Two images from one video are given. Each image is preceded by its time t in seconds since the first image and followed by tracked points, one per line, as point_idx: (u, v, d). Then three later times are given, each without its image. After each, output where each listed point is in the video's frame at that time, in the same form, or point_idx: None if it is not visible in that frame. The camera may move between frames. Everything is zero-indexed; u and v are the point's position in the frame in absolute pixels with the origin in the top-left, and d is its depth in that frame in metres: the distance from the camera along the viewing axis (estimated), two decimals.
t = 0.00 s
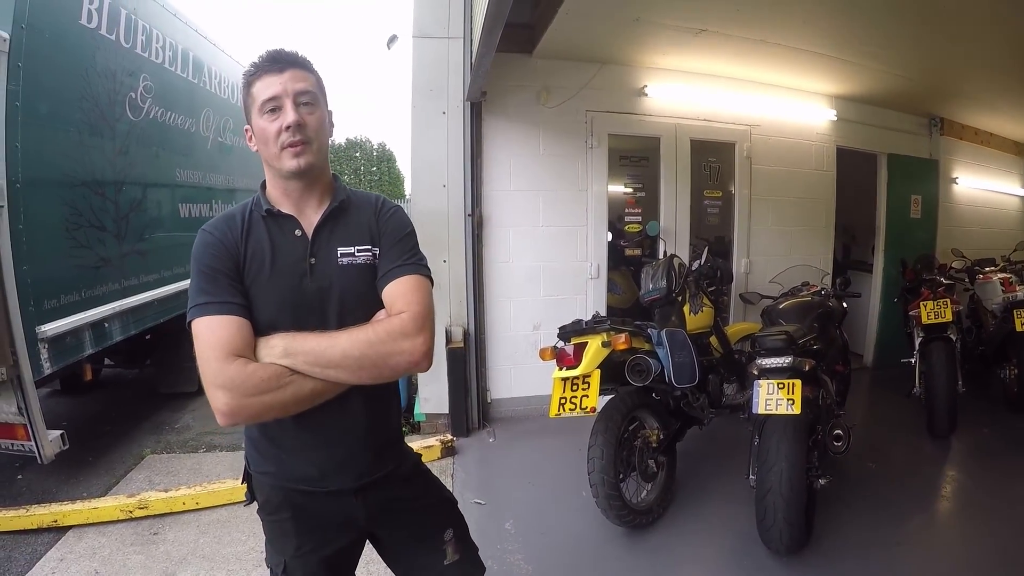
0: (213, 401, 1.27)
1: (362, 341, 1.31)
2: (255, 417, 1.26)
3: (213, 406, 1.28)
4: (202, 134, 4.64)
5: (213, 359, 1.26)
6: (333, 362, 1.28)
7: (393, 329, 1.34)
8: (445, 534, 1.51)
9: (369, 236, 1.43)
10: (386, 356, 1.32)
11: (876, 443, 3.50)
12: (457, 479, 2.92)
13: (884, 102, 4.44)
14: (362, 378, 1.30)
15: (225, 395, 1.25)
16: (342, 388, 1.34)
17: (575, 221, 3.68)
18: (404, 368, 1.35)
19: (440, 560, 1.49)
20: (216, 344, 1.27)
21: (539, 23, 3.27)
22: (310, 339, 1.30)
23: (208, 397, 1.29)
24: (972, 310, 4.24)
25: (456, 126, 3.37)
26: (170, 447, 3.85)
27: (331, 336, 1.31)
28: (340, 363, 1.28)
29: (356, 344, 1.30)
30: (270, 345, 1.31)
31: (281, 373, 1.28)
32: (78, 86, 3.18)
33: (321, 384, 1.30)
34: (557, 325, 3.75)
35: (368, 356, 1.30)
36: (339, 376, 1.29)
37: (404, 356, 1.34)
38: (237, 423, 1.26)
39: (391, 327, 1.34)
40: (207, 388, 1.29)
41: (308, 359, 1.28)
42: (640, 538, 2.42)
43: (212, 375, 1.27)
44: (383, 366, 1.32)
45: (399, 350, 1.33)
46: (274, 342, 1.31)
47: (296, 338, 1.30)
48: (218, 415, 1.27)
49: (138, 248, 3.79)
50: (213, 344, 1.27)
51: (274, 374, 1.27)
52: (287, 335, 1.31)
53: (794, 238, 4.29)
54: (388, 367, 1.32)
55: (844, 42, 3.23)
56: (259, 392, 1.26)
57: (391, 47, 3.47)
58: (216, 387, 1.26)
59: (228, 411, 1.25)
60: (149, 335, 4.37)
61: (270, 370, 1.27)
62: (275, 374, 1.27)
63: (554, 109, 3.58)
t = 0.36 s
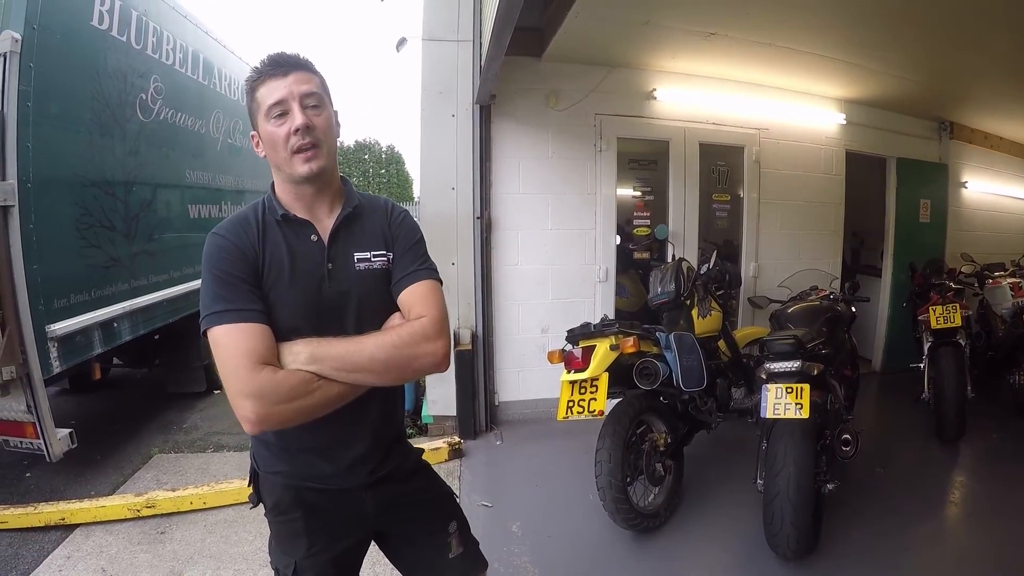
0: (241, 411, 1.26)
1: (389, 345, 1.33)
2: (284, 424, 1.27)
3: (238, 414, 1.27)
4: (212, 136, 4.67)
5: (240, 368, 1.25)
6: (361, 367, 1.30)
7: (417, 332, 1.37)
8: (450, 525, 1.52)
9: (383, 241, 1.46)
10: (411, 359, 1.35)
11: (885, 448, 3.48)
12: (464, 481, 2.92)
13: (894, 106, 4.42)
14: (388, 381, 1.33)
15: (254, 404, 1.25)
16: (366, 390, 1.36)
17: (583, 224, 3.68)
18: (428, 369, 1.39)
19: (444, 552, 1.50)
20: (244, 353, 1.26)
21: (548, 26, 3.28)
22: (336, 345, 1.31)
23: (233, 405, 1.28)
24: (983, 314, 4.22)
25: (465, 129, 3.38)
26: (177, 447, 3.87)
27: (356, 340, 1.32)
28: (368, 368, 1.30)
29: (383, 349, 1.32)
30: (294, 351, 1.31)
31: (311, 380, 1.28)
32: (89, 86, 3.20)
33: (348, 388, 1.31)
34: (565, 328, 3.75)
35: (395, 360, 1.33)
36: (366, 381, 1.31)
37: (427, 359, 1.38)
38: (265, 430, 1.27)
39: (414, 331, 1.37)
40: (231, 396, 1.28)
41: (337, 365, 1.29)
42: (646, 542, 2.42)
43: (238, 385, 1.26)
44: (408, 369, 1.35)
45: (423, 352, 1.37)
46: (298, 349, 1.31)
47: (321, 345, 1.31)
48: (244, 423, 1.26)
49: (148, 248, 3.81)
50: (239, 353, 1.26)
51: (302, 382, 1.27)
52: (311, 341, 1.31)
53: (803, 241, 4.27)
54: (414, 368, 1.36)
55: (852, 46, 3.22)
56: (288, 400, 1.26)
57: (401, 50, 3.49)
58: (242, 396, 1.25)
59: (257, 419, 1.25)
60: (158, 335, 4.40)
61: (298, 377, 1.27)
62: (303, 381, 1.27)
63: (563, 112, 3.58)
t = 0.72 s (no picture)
0: (262, 410, 1.25)
1: (407, 338, 1.34)
2: (305, 422, 1.27)
3: (259, 414, 1.27)
4: (223, 134, 4.69)
5: (260, 368, 1.24)
6: (380, 361, 1.31)
7: (435, 323, 1.38)
8: (461, 523, 1.52)
9: (393, 235, 1.47)
10: (429, 351, 1.36)
11: (895, 448, 3.46)
12: (473, 479, 2.93)
13: (907, 104, 4.38)
14: (407, 373, 1.34)
15: (275, 403, 1.24)
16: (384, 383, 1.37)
17: (594, 222, 3.67)
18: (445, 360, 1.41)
19: (455, 550, 1.49)
20: (265, 352, 1.26)
21: (559, 23, 3.27)
22: (354, 340, 1.31)
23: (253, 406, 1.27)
24: (995, 314, 4.17)
25: (476, 127, 3.38)
26: (187, 443, 3.89)
27: (375, 335, 1.32)
28: (388, 361, 1.31)
29: (402, 342, 1.33)
30: (311, 348, 1.31)
31: (331, 376, 1.28)
32: (101, 85, 3.23)
33: (367, 383, 1.32)
34: (576, 325, 3.74)
35: (414, 352, 1.34)
36: (386, 374, 1.32)
37: (444, 350, 1.39)
38: (287, 428, 1.26)
39: (431, 323, 1.38)
40: (250, 396, 1.27)
41: (357, 360, 1.29)
42: (655, 541, 2.41)
43: (259, 384, 1.25)
44: (427, 361, 1.36)
45: (441, 344, 1.38)
46: (316, 345, 1.30)
47: (339, 340, 1.31)
48: (264, 422, 1.26)
49: (160, 246, 3.84)
50: (258, 352, 1.25)
51: (322, 378, 1.27)
52: (328, 337, 1.31)
53: (814, 240, 4.24)
54: (433, 360, 1.37)
55: (864, 43, 3.19)
56: (309, 397, 1.26)
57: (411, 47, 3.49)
58: (262, 395, 1.25)
59: (279, 419, 1.25)
60: (169, 332, 4.43)
61: (318, 373, 1.27)
62: (323, 377, 1.27)
63: (574, 109, 3.58)
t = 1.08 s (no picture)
0: (259, 409, 1.25)
1: (409, 339, 1.34)
2: (303, 421, 1.27)
3: (256, 413, 1.27)
4: (231, 136, 4.71)
5: (259, 366, 1.25)
6: (381, 361, 1.31)
7: (437, 323, 1.39)
8: (467, 533, 1.52)
9: (397, 237, 1.47)
10: (431, 351, 1.36)
11: (901, 455, 3.44)
12: (478, 482, 2.93)
13: (914, 109, 4.37)
14: (409, 374, 1.34)
15: (272, 401, 1.25)
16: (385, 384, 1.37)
17: (601, 226, 3.67)
18: (448, 361, 1.41)
19: (460, 560, 1.49)
20: (264, 350, 1.26)
21: (566, 27, 3.28)
22: (354, 340, 1.31)
23: (250, 404, 1.28)
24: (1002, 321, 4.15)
25: (484, 130, 3.39)
26: (193, 443, 3.90)
27: (376, 334, 1.33)
28: (389, 361, 1.32)
29: (404, 341, 1.34)
30: (311, 347, 1.31)
31: (331, 375, 1.29)
32: (110, 86, 3.25)
33: (366, 384, 1.32)
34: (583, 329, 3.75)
35: (416, 352, 1.34)
36: (386, 374, 1.32)
37: (448, 351, 1.39)
38: (285, 428, 1.26)
39: (434, 322, 1.39)
40: (248, 395, 1.27)
41: (358, 360, 1.30)
42: (659, 546, 2.40)
43: (257, 383, 1.25)
44: (430, 361, 1.36)
45: (444, 344, 1.38)
46: (316, 345, 1.31)
47: (339, 340, 1.31)
48: (262, 422, 1.26)
49: (167, 246, 3.86)
50: (257, 350, 1.26)
51: (322, 377, 1.28)
52: (328, 337, 1.32)
53: (822, 245, 4.23)
54: (435, 361, 1.37)
55: (871, 48, 3.18)
56: (308, 396, 1.26)
57: (418, 50, 3.50)
58: (261, 394, 1.25)
59: (276, 417, 1.25)
60: (175, 332, 4.45)
61: (318, 372, 1.28)
62: (322, 377, 1.28)
63: (581, 113, 3.58)
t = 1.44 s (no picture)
0: (271, 405, 1.29)
1: (422, 340, 1.34)
2: (313, 419, 1.29)
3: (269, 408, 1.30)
4: (258, 133, 4.78)
5: (272, 363, 1.28)
6: (393, 361, 1.31)
7: (452, 326, 1.38)
8: (481, 540, 1.51)
9: (418, 236, 1.47)
10: (445, 353, 1.35)
11: (924, 468, 3.38)
12: (496, 482, 2.95)
13: (943, 116, 4.30)
14: (422, 375, 1.34)
15: (282, 398, 1.28)
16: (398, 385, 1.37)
17: (625, 229, 3.66)
18: (463, 363, 1.39)
19: (473, 566, 1.48)
20: (277, 347, 1.28)
21: (594, 30, 3.29)
22: (367, 339, 1.32)
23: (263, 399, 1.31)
24: None
25: (509, 131, 3.41)
26: (213, 435, 3.96)
27: (389, 334, 1.33)
28: (401, 362, 1.31)
29: (417, 342, 1.33)
30: (325, 346, 1.33)
31: (342, 374, 1.30)
32: (139, 82, 3.32)
33: (377, 384, 1.32)
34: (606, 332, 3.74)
35: (429, 353, 1.34)
36: (398, 374, 1.32)
37: (464, 353, 1.38)
38: (295, 424, 1.29)
39: (449, 325, 1.38)
40: (261, 391, 1.30)
41: (369, 361, 1.31)
42: (673, 552, 2.39)
43: (270, 379, 1.28)
44: (444, 364, 1.35)
45: (459, 346, 1.37)
46: (330, 343, 1.33)
47: (352, 340, 1.32)
48: (273, 417, 1.29)
49: (192, 241, 3.92)
50: (271, 347, 1.28)
51: (333, 376, 1.29)
52: (343, 335, 1.33)
53: (847, 252, 4.18)
54: (449, 364, 1.36)
55: (899, 53, 3.13)
56: (318, 394, 1.28)
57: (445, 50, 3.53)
58: (273, 390, 1.28)
59: (285, 414, 1.28)
60: (199, 326, 4.52)
61: (330, 370, 1.29)
62: (334, 375, 1.29)
63: (608, 115, 3.59)
